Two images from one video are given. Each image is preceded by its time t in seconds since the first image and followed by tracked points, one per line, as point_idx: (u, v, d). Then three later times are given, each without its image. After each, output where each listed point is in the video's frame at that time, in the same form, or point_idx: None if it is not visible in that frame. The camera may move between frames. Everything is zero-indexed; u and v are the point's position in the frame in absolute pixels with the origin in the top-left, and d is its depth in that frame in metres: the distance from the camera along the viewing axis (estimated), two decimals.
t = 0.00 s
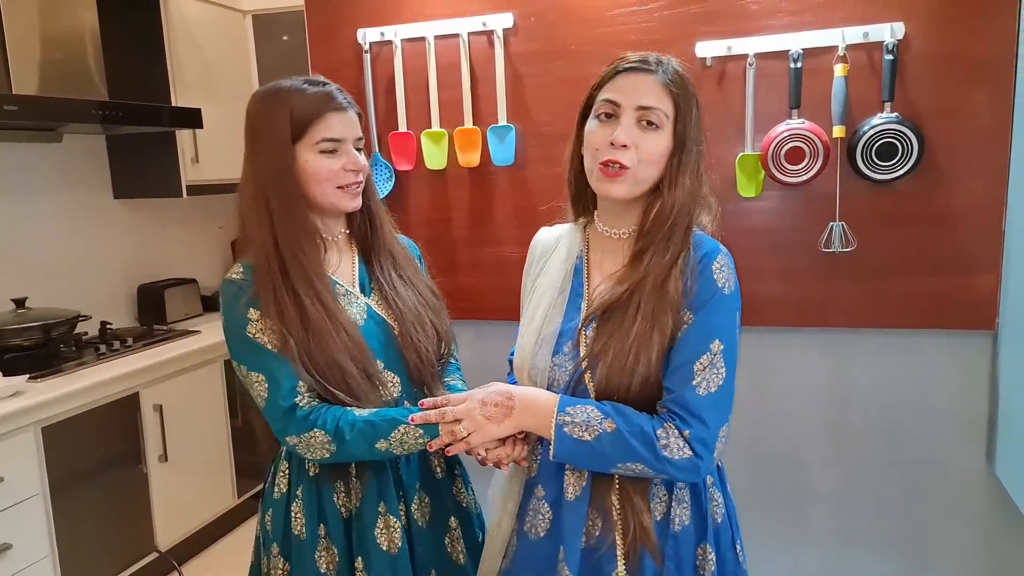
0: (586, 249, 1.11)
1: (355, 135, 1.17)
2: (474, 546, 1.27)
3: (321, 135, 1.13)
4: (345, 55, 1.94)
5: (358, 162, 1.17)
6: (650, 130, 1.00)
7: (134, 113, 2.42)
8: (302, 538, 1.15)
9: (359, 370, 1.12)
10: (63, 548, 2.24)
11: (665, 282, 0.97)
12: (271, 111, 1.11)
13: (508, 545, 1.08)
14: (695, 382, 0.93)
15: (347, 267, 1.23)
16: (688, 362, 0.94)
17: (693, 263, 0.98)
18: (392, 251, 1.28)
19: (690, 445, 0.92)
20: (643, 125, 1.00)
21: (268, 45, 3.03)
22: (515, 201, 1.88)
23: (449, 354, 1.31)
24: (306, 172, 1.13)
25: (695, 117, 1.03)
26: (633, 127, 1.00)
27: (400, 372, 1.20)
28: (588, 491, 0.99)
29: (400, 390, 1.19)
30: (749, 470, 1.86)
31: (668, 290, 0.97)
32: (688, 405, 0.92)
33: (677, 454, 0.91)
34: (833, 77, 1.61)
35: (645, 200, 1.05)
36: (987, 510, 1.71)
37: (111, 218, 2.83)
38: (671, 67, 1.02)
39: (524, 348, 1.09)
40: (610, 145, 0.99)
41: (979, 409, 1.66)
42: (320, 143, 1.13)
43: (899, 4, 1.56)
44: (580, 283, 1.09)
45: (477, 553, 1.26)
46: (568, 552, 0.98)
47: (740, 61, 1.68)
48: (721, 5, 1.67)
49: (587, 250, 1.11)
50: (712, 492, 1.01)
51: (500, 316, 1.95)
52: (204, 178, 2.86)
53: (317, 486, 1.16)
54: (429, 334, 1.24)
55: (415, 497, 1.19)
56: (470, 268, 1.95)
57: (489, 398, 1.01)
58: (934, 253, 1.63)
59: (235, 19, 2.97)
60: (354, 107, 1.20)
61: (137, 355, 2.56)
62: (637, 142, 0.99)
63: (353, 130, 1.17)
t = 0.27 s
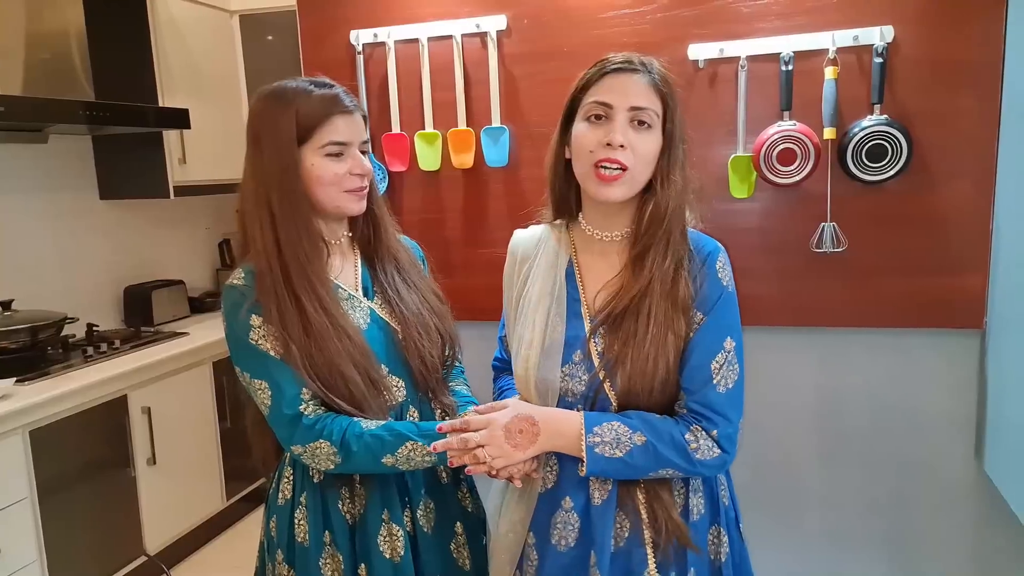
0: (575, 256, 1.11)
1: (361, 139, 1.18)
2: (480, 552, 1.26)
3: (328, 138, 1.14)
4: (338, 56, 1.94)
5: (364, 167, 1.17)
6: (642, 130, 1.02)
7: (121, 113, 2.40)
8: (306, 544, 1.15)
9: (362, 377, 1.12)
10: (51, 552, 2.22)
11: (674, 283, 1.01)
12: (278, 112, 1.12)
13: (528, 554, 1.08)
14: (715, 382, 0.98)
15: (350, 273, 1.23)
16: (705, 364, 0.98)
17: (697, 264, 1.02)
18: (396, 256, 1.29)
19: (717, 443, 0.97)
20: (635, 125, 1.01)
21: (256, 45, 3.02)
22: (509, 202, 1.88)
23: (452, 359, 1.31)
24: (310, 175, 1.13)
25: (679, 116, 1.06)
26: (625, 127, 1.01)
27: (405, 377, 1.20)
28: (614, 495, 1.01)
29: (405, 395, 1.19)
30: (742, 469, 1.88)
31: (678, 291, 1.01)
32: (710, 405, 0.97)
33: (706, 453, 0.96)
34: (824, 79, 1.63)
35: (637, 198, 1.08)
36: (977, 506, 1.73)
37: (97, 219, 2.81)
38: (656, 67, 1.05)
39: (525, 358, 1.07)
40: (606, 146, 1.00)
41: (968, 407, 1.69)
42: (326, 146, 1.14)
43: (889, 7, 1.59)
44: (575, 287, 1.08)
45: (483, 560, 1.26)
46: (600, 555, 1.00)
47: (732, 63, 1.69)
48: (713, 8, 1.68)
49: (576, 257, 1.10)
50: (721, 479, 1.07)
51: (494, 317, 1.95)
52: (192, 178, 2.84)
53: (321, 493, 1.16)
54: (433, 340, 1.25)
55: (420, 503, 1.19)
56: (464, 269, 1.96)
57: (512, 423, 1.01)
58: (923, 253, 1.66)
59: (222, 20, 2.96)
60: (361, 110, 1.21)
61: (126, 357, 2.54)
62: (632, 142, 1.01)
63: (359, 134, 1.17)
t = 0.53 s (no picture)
0: (567, 259, 1.11)
1: (369, 142, 1.19)
2: (486, 555, 1.27)
3: (336, 141, 1.15)
4: (335, 58, 1.94)
5: (373, 169, 1.18)
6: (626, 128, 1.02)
7: (114, 113, 2.39)
8: (311, 546, 1.16)
9: (365, 384, 1.12)
10: (45, 554, 2.21)
11: (673, 280, 1.03)
12: (288, 113, 1.12)
13: (550, 559, 1.09)
14: (726, 376, 1.00)
15: (358, 276, 1.24)
16: (714, 360, 1.00)
17: (695, 260, 1.04)
18: (404, 257, 1.30)
19: (735, 437, 1.00)
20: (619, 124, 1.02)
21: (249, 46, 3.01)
22: (506, 203, 1.90)
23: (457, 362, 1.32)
24: (320, 179, 1.15)
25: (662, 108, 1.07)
26: (610, 126, 1.02)
27: (410, 381, 1.20)
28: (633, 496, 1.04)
29: (410, 399, 1.19)
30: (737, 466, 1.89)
31: (678, 289, 1.02)
32: (723, 399, 1.00)
33: (726, 449, 0.99)
34: (818, 81, 1.65)
35: (626, 195, 1.09)
36: (967, 502, 1.76)
37: (90, 220, 2.80)
38: (636, 62, 1.05)
39: (530, 362, 1.07)
40: (593, 147, 1.01)
41: (959, 406, 1.72)
42: (335, 149, 1.15)
43: (882, 10, 1.61)
44: (570, 288, 1.09)
45: (490, 562, 1.27)
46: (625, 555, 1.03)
47: (727, 65, 1.71)
48: (708, 10, 1.70)
49: (569, 259, 1.11)
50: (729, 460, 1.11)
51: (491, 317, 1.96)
52: (185, 179, 2.84)
53: (326, 496, 1.17)
54: (439, 343, 1.25)
55: (426, 507, 1.20)
56: (461, 270, 1.97)
57: (534, 461, 1.00)
58: (915, 253, 1.68)
59: (215, 20, 2.95)
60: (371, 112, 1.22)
61: (119, 358, 2.53)
62: (620, 141, 1.01)
63: (368, 136, 1.18)
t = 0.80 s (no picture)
0: (576, 258, 1.11)
1: (379, 139, 1.19)
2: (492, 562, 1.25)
3: (343, 141, 1.15)
4: (339, 59, 1.95)
5: (383, 168, 1.18)
6: (631, 126, 1.02)
7: (115, 113, 2.39)
8: (313, 542, 1.18)
9: (363, 388, 1.12)
10: (46, 553, 2.21)
11: (692, 276, 1.03)
12: (294, 113, 1.14)
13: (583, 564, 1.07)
14: (764, 367, 1.01)
15: (370, 276, 1.24)
16: (749, 352, 1.00)
17: (714, 256, 1.04)
18: (416, 255, 1.29)
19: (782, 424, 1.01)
20: (623, 121, 1.02)
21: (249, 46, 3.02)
22: (509, 204, 1.91)
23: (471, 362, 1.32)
24: (330, 180, 1.15)
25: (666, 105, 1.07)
26: (614, 124, 1.01)
27: (417, 383, 1.20)
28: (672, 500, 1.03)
29: (417, 400, 1.20)
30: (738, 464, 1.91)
31: (697, 285, 1.02)
32: (764, 390, 1.01)
33: (774, 437, 1.00)
34: (819, 83, 1.67)
35: (634, 193, 1.09)
36: (966, 500, 1.78)
37: (90, 219, 2.80)
38: (640, 59, 1.05)
39: (547, 362, 1.08)
40: (596, 145, 1.00)
41: (959, 405, 1.73)
42: (343, 150, 1.15)
43: (883, 13, 1.62)
44: (581, 288, 1.08)
45: (496, 569, 1.25)
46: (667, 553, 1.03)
47: (729, 66, 1.72)
48: (711, 12, 1.72)
49: (579, 259, 1.10)
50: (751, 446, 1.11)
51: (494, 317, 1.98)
52: (186, 179, 2.84)
53: (328, 493, 1.18)
54: (449, 347, 1.25)
55: (429, 510, 1.19)
56: (465, 270, 1.98)
57: (606, 510, 0.96)
58: (915, 253, 1.70)
59: (215, 20, 2.96)
60: (380, 111, 1.22)
61: (119, 357, 2.53)
62: (623, 139, 1.01)
63: (377, 133, 1.18)
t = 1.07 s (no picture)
0: (594, 259, 1.10)
1: (381, 136, 1.18)
2: (493, 563, 1.25)
3: (344, 137, 1.15)
4: (336, 59, 1.95)
5: (384, 164, 1.17)
6: (648, 118, 1.01)
7: (108, 114, 2.39)
8: (315, 541, 1.18)
9: (370, 387, 1.13)
10: (43, 555, 2.21)
11: (712, 274, 1.02)
12: (296, 114, 1.15)
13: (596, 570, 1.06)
14: (799, 364, 0.99)
15: (377, 277, 1.25)
16: (783, 350, 0.99)
17: (737, 256, 1.03)
18: (424, 255, 1.29)
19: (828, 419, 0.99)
20: (640, 114, 1.01)
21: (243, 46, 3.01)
22: (507, 204, 1.91)
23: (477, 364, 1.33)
24: (332, 178, 1.15)
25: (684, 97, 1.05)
26: (630, 117, 1.00)
27: (423, 383, 1.21)
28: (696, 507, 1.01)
29: (423, 401, 1.21)
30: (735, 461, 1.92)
31: (718, 283, 1.01)
32: (805, 386, 0.99)
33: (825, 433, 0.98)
34: (814, 82, 1.68)
35: (651, 188, 1.08)
36: (960, 495, 1.79)
37: (84, 220, 2.79)
38: (656, 51, 1.04)
39: (563, 363, 1.06)
40: (613, 139, 1.00)
41: (954, 402, 1.75)
42: (342, 147, 1.15)
43: (877, 13, 1.64)
44: (602, 290, 1.08)
45: (496, 570, 1.26)
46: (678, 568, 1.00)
47: (725, 66, 1.73)
48: (707, 12, 1.73)
49: (598, 260, 1.10)
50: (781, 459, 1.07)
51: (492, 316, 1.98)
52: (180, 179, 2.84)
53: (332, 492, 1.19)
54: (455, 348, 1.25)
55: (432, 510, 1.20)
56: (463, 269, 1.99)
57: (662, 513, 0.92)
58: (910, 251, 1.71)
59: (208, 20, 2.95)
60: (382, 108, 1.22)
61: (115, 359, 2.52)
62: (640, 132, 1.00)
63: (378, 130, 1.18)
